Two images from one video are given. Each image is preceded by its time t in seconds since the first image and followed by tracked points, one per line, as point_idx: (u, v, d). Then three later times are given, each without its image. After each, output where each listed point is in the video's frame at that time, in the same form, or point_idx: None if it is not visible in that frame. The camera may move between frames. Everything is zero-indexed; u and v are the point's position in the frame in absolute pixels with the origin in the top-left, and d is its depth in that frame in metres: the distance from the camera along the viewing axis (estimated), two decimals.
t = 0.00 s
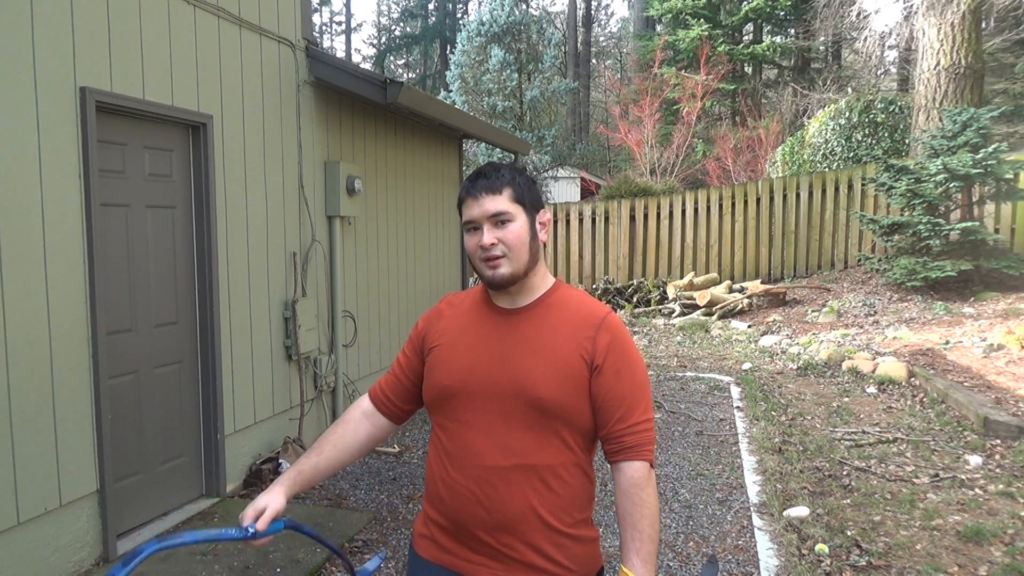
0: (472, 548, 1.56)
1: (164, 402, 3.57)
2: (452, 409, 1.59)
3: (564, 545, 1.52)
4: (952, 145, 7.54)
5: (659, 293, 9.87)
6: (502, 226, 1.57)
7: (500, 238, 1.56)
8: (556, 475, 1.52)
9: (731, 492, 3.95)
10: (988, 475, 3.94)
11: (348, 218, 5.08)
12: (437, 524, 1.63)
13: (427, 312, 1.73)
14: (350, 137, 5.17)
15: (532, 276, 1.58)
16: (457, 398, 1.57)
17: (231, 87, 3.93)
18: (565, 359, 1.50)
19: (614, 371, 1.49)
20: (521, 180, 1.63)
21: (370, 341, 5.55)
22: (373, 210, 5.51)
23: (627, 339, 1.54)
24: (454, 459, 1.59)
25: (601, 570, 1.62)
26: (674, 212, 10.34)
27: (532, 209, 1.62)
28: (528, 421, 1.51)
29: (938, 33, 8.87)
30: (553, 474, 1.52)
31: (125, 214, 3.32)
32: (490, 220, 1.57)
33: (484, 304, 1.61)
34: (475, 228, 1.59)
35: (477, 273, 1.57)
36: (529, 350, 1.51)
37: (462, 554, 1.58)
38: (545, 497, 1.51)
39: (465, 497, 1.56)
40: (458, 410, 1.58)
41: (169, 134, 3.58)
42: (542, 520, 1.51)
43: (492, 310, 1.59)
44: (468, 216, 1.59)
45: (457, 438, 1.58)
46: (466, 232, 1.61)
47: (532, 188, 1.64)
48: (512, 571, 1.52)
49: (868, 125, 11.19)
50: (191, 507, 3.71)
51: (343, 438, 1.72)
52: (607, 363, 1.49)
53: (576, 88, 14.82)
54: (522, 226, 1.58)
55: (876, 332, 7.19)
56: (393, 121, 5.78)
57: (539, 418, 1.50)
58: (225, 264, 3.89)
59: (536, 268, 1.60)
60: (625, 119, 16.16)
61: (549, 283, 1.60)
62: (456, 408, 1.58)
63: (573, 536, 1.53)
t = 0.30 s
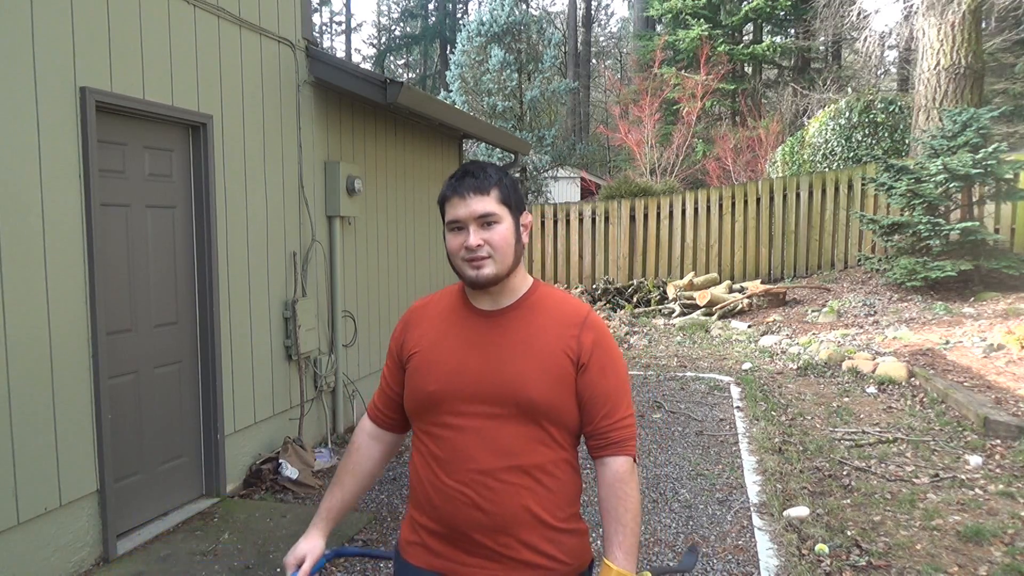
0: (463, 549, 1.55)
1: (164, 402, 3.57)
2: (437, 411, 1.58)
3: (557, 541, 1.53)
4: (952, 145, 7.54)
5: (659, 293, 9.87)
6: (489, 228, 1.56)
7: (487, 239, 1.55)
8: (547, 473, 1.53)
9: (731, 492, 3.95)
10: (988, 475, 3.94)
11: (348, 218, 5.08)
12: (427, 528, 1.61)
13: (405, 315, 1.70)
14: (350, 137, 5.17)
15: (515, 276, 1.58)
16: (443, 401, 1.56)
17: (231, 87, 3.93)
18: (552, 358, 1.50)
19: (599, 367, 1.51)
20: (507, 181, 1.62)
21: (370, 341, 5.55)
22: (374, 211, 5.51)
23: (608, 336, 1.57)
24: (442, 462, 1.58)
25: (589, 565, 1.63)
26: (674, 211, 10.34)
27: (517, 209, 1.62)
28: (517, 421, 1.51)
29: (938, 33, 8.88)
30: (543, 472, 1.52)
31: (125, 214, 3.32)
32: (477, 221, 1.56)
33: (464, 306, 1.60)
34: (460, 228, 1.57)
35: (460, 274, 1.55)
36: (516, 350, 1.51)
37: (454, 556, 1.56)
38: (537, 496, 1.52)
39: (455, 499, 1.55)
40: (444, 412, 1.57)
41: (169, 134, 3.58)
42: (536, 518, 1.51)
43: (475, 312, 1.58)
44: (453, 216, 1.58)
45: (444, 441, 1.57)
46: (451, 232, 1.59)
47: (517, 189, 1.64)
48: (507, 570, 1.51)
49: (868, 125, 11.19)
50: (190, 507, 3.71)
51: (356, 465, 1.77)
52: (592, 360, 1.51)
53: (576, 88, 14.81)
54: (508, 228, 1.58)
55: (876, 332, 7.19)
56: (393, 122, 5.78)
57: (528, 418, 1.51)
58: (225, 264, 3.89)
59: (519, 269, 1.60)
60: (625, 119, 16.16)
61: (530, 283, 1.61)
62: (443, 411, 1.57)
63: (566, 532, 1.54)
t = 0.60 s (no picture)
0: (449, 550, 1.56)
1: (164, 402, 3.57)
2: (419, 415, 1.58)
3: (544, 539, 1.53)
4: (952, 145, 7.54)
5: (659, 293, 9.87)
6: (459, 233, 1.55)
7: (458, 246, 1.55)
8: (531, 473, 1.53)
9: (731, 492, 3.95)
10: (988, 475, 3.94)
11: (348, 218, 5.08)
12: (414, 530, 1.62)
13: (384, 321, 1.71)
14: (350, 136, 5.17)
15: (491, 279, 1.57)
16: (425, 405, 1.56)
17: (231, 88, 3.94)
18: (531, 359, 1.50)
19: (578, 365, 1.51)
20: (476, 184, 1.61)
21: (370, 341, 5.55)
22: (374, 210, 5.52)
23: (588, 332, 1.56)
24: (426, 464, 1.58)
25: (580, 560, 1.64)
26: (674, 211, 10.34)
27: (487, 212, 1.61)
28: (498, 424, 1.51)
29: (938, 33, 8.88)
30: (527, 473, 1.52)
31: (125, 214, 3.32)
32: (448, 227, 1.55)
33: (443, 310, 1.60)
34: (431, 234, 1.57)
35: (434, 281, 1.55)
36: (495, 352, 1.51)
37: (441, 557, 1.56)
38: (521, 496, 1.52)
39: (440, 501, 1.55)
40: (425, 416, 1.57)
41: (169, 134, 3.58)
42: (522, 518, 1.51)
43: (452, 317, 1.58)
44: (424, 223, 1.57)
45: (427, 443, 1.58)
46: (422, 238, 1.58)
47: (488, 191, 1.63)
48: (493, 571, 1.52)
49: (868, 125, 11.19)
50: (191, 507, 3.71)
51: (361, 474, 1.79)
52: (571, 358, 1.51)
53: (576, 88, 14.81)
54: (479, 232, 1.57)
55: (876, 332, 7.19)
56: (393, 122, 5.78)
57: (509, 419, 1.51)
58: (225, 264, 3.89)
59: (494, 271, 1.59)
60: (625, 119, 16.16)
61: (507, 283, 1.60)
62: (424, 416, 1.57)
63: (552, 530, 1.54)
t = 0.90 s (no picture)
0: (440, 550, 1.56)
1: (164, 403, 3.57)
2: (408, 417, 1.58)
3: (534, 540, 1.53)
4: (952, 145, 7.54)
5: (659, 293, 9.87)
6: (445, 233, 1.55)
7: (444, 246, 1.55)
8: (520, 473, 1.53)
9: (731, 492, 3.95)
10: (988, 475, 3.94)
11: (348, 218, 5.08)
12: (404, 531, 1.62)
13: (372, 322, 1.70)
14: (350, 136, 5.17)
15: (477, 279, 1.57)
16: (414, 407, 1.56)
17: (231, 88, 3.94)
18: (519, 359, 1.50)
19: (567, 364, 1.51)
20: (463, 183, 1.61)
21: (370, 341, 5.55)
22: (373, 210, 5.51)
23: (576, 331, 1.56)
24: (415, 466, 1.58)
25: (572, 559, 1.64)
26: (674, 211, 10.34)
27: (473, 210, 1.61)
28: (487, 424, 1.51)
29: (938, 33, 8.87)
30: (516, 473, 1.52)
31: (125, 214, 3.32)
32: (433, 227, 1.55)
33: (430, 310, 1.60)
34: (417, 235, 1.56)
35: (420, 281, 1.55)
36: (483, 352, 1.51)
37: (432, 558, 1.57)
38: (511, 496, 1.52)
39: (428, 502, 1.55)
40: (415, 417, 1.57)
41: (169, 135, 3.58)
42: (511, 518, 1.51)
43: (439, 317, 1.58)
44: (409, 223, 1.57)
45: (416, 445, 1.58)
46: (407, 239, 1.58)
47: (474, 191, 1.63)
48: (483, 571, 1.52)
49: (868, 125, 11.19)
50: (191, 507, 3.71)
51: (350, 475, 1.79)
52: (559, 358, 1.51)
53: (576, 88, 14.81)
54: (465, 232, 1.57)
55: (876, 332, 7.19)
56: (393, 121, 5.78)
57: (497, 420, 1.51)
58: (225, 264, 3.89)
59: (480, 270, 1.58)
60: (625, 119, 16.17)
61: (494, 283, 1.60)
62: (413, 417, 1.57)
63: (542, 529, 1.54)
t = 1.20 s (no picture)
0: (434, 552, 1.55)
1: (164, 403, 3.57)
2: (404, 417, 1.57)
3: (529, 540, 1.53)
4: (952, 145, 7.54)
5: (659, 293, 9.87)
6: (448, 232, 1.56)
7: (446, 244, 1.55)
8: (517, 474, 1.53)
9: (731, 492, 3.95)
10: (988, 475, 3.94)
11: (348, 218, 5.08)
12: (398, 532, 1.61)
13: (367, 322, 1.69)
14: (350, 136, 5.17)
15: (476, 279, 1.57)
16: (410, 407, 1.55)
17: (231, 87, 3.93)
18: (517, 359, 1.50)
19: (566, 365, 1.52)
20: (469, 184, 1.62)
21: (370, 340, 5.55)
22: (373, 210, 5.51)
23: (574, 332, 1.56)
24: (410, 466, 1.58)
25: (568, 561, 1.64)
26: (674, 211, 10.34)
27: (477, 212, 1.61)
28: (484, 424, 1.51)
29: (938, 33, 8.88)
30: (513, 474, 1.52)
31: (125, 214, 3.32)
32: (437, 224, 1.56)
33: (427, 310, 1.59)
34: (419, 231, 1.57)
35: (419, 278, 1.55)
36: (481, 352, 1.51)
37: (426, 560, 1.56)
38: (507, 496, 1.52)
39: (424, 502, 1.55)
40: (410, 417, 1.56)
41: (169, 134, 3.58)
42: (506, 519, 1.51)
43: (436, 317, 1.57)
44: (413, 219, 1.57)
45: (412, 445, 1.57)
46: (409, 234, 1.58)
47: (479, 192, 1.64)
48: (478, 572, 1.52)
49: (868, 125, 11.19)
50: (190, 507, 3.71)
51: (340, 478, 1.78)
52: (558, 358, 1.51)
53: (576, 88, 14.81)
54: (468, 231, 1.58)
55: (876, 333, 7.19)
56: (393, 121, 5.78)
57: (495, 419, 1.51)
58: (225, 264, 3.89)
59: (480, 271, 1.59)
60: (625, 119, 16.17)
61: (492, 283, 1.60)
62: (409, 417, 1.57)
63: (537, 530, 1.54)
